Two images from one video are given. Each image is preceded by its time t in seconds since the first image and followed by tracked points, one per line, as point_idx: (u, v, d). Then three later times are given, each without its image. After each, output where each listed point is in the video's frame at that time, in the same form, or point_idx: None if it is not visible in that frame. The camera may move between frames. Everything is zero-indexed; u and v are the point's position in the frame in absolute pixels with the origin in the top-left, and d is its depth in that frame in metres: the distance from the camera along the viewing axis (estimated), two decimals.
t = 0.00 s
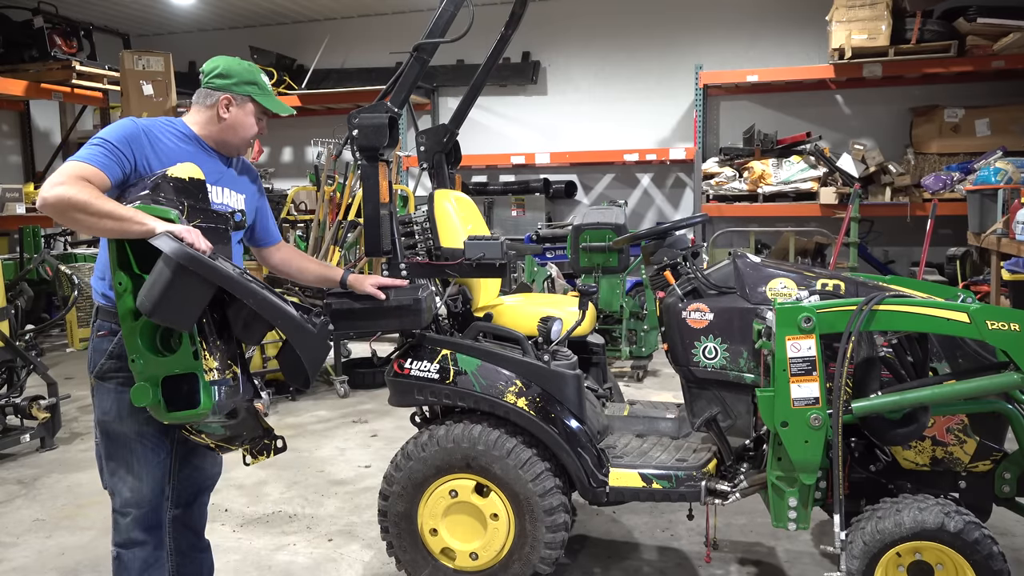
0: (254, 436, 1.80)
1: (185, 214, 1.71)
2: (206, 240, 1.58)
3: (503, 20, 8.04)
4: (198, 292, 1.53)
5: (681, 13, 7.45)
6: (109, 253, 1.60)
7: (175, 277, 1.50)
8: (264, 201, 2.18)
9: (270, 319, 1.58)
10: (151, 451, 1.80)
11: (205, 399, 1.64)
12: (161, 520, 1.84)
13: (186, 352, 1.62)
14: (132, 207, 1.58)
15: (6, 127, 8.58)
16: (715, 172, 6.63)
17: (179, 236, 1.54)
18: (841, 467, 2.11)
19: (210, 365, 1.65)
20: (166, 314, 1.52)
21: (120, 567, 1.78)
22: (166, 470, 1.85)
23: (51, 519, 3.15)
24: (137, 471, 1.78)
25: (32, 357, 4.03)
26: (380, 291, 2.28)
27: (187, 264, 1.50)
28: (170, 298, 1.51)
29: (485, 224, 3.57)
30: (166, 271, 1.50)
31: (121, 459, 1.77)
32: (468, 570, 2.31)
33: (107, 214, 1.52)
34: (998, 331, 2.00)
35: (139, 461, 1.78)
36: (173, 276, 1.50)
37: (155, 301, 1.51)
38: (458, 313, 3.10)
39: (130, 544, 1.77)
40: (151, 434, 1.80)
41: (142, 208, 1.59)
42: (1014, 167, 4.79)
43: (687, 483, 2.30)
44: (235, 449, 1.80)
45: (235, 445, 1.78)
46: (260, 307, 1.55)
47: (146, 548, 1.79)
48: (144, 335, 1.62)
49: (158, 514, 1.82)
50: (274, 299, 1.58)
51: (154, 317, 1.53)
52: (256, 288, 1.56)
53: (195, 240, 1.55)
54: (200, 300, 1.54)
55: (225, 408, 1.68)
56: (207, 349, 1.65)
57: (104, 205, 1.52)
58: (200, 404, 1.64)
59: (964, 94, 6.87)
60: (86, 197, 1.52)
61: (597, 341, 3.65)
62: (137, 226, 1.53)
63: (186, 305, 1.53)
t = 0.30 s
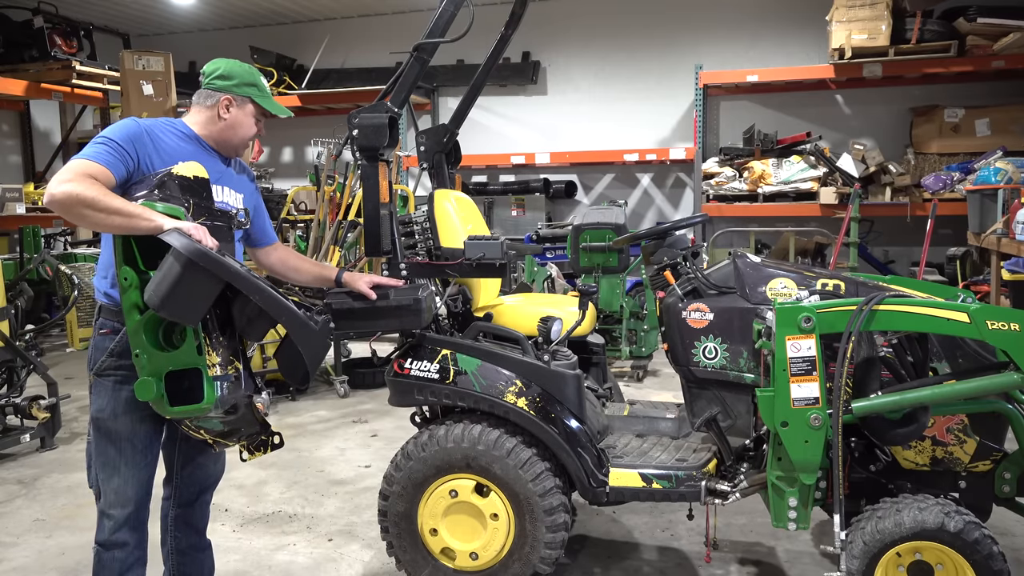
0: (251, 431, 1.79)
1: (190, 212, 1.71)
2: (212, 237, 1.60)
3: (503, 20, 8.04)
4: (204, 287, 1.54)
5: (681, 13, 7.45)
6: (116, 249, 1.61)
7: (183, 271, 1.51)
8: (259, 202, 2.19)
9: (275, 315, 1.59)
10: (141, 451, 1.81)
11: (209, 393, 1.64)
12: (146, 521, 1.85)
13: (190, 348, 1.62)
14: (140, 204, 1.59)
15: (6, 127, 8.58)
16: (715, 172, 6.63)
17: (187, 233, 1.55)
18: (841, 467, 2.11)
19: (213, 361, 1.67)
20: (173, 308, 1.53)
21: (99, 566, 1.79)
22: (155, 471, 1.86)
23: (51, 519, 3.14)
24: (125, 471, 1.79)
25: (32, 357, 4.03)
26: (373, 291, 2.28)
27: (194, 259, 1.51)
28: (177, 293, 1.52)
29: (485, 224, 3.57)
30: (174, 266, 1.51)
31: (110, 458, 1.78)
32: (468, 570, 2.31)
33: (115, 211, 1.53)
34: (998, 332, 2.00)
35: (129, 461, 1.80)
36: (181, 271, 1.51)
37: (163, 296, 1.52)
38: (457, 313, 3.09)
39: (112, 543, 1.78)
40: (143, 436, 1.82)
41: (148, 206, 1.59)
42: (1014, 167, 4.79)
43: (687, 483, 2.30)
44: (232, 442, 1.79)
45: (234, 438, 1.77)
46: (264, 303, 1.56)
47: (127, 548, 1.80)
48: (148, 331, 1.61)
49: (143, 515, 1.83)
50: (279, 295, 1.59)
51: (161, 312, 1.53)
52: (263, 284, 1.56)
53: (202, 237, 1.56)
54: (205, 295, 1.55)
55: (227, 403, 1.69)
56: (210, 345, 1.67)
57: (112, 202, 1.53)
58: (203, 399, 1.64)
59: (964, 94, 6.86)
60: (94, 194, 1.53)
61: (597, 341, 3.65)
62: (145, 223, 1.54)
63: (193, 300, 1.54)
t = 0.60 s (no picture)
0: (245, 432, 1.80)
1: (190, 212, 1.73)
2: (211, 237, 1.60)
3: (503, 20, 8.04)
4: (200, 288, 1.55)
5: (681, 12, 7.45)
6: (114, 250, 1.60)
7: (180, 272, 1.52)
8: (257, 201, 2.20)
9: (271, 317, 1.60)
10: (136, 449, 1.81)
11: (202, 394, 1.65)
12: (141, 518, 1.85)
13: (186, 348, 1.64)
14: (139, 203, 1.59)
15: (6, 127, 8.58)
16: (715, 172, 6.63)
17: (186, 234, 1.55)
18: (841, 467, 2.11)
19: (207, 362, 1.67)
20: (169, 308, 1.54)
21: (95, 565, 1.78)
22: (150, 471, 1.86)
23: (51, 519, 3.14)
24: (120, 469, 1.80)
25: (32, 357, 4.03)
26: (376, 292, 2.28)
27: (192, 259, 1.51)
28: (174, 294, 1.53)
29: (485, 224, 3.56)
30: (172, 266, 1.52)
31: (105, 457, 1.78)
32: (468, 570, 2.31)
33: (114, 210, 1.53)
34: (998, 331, 2.00)
35: (124, 459, 1.80)
36: (178, 271, 1.51)
37: (160, 295, 1.53)
38: (457, 313, 3.09)
39: (108, 542, 1.78)
40: (137, 435, 1.82)
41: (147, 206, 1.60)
42: (1014, 167, 4.78)
43: (687, 483, 2.30)
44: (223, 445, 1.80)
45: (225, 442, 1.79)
46: (261, 305, 1.57)
47: (124, 546, 1.80)
48: (144, 331, 1.62)
49: (138, 514, 1.84)
50: (275, 298, 1.59)
51: (157, 311, 1.54)
52: (260, 287, 1.58)
53: (201, 237, 1.56)
54: (202, 296, 1.56)
55: (221, 404, 1.70)
56: (205, 346, 1.67)
57: (110, 202, 1.53)
58: (197, 399, 1.65)
59: (964, 94, 6.86)
60: (93, 194, 1.54)
61: (598, 341, 3.65)
62: (144, 222, 1.54)
63: (191, 300, 1.55)
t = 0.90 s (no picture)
0: (241, 434, 1.83)
1: (184, 214, 1.72)
2: (203, 239, 1.60)
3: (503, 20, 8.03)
4: (192, 289, 1.54)
5: (681, 12, 7.45)
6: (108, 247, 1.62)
7: (172, 273, 1.52)
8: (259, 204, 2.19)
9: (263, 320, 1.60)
10: (131, 446, 1.82)
11: (192, 395, 1.64)
12: (138, 515, 1.85)
13: (176, 348, 1.63)
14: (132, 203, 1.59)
15: (6, 127, 8.58)
16: (715, 172, 6.63)
17: (178, 235, 1.55)
18: (841, 467, 2.11)
19: (198, 363, 1.67)
20: (161, 308, 1.54)
21: (91, 561, 1.79)
22: (146, 467, 1.86)
23: (51, 519, 3.14)
24: (114, 465, 1.80)
25: (31, 357, 4.03)
26: (360, 288, 2.30)
27: (183, 261, 1.52)
28: (165, 294, 1.53)
29: (485, 224, 3.56)
30: (163, 267, 1.51)
31: (100, 453, 1.79)
32: (469, 570, 2.31)
33: (108, 210, 1.53)
34: (998, 331, 2.00)
35: (118, 456, 1.80)
36: (170, 272, 1.51)
37: (151, 296, 1.52)
38: (457, 313, 3.09)
39: (104, 538, 1.79)
40: (132, 432, 1.82)
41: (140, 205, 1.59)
42: (1014, 167, 4.77)
43: (687, 483, 2.30)
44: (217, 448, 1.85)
45: (217, 443, 1.82)
46: (252, 308, 1.57)
47: (118, 542, 1.81)
48: (136, 331, 1.61)
49: (134, 510, 1.84)
50: (267, 301, 1.60)
51: (148, 312, 1.54)
52: (252, 289, 1.58)
53: (193, 239, 1.57)
54: (193, 297, 1.55)
55: (212, 405, 1.68)
56: (196, 347, 1.67)
57: (105, 201, 1.54)
58: (187, 399, 1.64)
59: (964, 94, 6.86)
60: (88, 193, 1.54)
61: (598, 341, 3.65)
62: (137, 223, 1.54)
63: (181, 301, 1.55)
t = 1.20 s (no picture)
0: (244, 433, 1.83)
1: (174, 214, 1.70)
2: (188, 238, 1.58)
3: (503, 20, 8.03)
4: (172, 290, 1.54)
5: (681, 12, 7.45)
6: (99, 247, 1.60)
7: (151, 274, 1.51)
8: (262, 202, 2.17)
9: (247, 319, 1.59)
10: (128, 446, 1.81)
11: (181, 394, 1.62)
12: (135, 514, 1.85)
13: (166, 348, 1.62)
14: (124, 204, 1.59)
15: (6, 127, 8.58)
16: (715, 172, 6.63)
17: (161, 234, 1.54)
18: (841, 467, 2.11)
19: (189, 362, 1.65)
20: (141, 309, 1.54)
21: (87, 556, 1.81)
22: (143, 467, 1.85)
23: (51, 519, 3.14)
24: (110, 464, 1.80)
25: (32, 357, 4.03)
26: (360, 289, 2.30)
27: (162, 261, 1.51)
28: (145, 294, 1.52)
29: (485, 224, 3.56)
30: (141, 267, 1.51)
31: (98, 451, 1.80)
32: (469, 570, 2.31)
33: (96, 211, 1.54)
34: (998, 331, 2.00)
35: (113, 455, 1.80)
36: (149, 273, 1.51)
37: (132, 296, 1.52)
38: (458, 312, 3.09)
39: (100, 535, 1.80)
40: (130, 432, 1.81)
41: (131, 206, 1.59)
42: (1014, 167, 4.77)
43: (687, 483, 2.30)
44: (223, 447, 1.86)
45: (221, 442, 1.83)
46: (234, 307, 1.57)
47: (113, 539, 1.81)
48: (128, 329, 1.62)
49: (131, 509, 1.84)
50: (251, 300, 1.59)
51: (130, 312, 1.54)
52: (233, 288, 1.57)
53: (177, 238, 1.55)
54: (174, 298, 1.55)
55: (202, 406, 1.65)
56: (187, 346, 1.66)
57: (93, 203, 1.54)
58: (176, 398, 1.61)
59: (964, 94, 6.86)
60: (78, 196, 1.56)
61: (598, 340, 3.65)
62: (123, 223, 1.53)
63: (161, 302, 1.54)
